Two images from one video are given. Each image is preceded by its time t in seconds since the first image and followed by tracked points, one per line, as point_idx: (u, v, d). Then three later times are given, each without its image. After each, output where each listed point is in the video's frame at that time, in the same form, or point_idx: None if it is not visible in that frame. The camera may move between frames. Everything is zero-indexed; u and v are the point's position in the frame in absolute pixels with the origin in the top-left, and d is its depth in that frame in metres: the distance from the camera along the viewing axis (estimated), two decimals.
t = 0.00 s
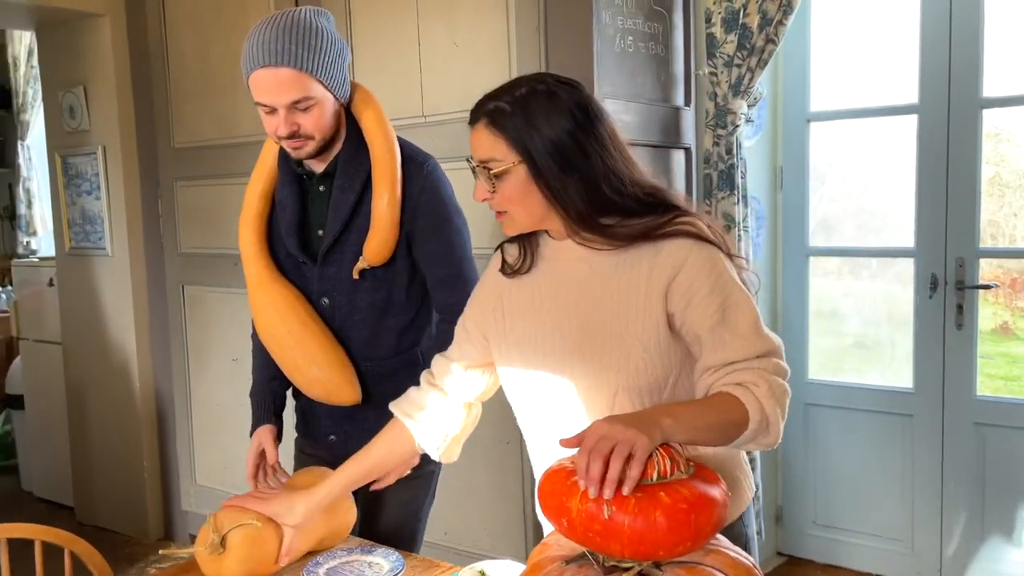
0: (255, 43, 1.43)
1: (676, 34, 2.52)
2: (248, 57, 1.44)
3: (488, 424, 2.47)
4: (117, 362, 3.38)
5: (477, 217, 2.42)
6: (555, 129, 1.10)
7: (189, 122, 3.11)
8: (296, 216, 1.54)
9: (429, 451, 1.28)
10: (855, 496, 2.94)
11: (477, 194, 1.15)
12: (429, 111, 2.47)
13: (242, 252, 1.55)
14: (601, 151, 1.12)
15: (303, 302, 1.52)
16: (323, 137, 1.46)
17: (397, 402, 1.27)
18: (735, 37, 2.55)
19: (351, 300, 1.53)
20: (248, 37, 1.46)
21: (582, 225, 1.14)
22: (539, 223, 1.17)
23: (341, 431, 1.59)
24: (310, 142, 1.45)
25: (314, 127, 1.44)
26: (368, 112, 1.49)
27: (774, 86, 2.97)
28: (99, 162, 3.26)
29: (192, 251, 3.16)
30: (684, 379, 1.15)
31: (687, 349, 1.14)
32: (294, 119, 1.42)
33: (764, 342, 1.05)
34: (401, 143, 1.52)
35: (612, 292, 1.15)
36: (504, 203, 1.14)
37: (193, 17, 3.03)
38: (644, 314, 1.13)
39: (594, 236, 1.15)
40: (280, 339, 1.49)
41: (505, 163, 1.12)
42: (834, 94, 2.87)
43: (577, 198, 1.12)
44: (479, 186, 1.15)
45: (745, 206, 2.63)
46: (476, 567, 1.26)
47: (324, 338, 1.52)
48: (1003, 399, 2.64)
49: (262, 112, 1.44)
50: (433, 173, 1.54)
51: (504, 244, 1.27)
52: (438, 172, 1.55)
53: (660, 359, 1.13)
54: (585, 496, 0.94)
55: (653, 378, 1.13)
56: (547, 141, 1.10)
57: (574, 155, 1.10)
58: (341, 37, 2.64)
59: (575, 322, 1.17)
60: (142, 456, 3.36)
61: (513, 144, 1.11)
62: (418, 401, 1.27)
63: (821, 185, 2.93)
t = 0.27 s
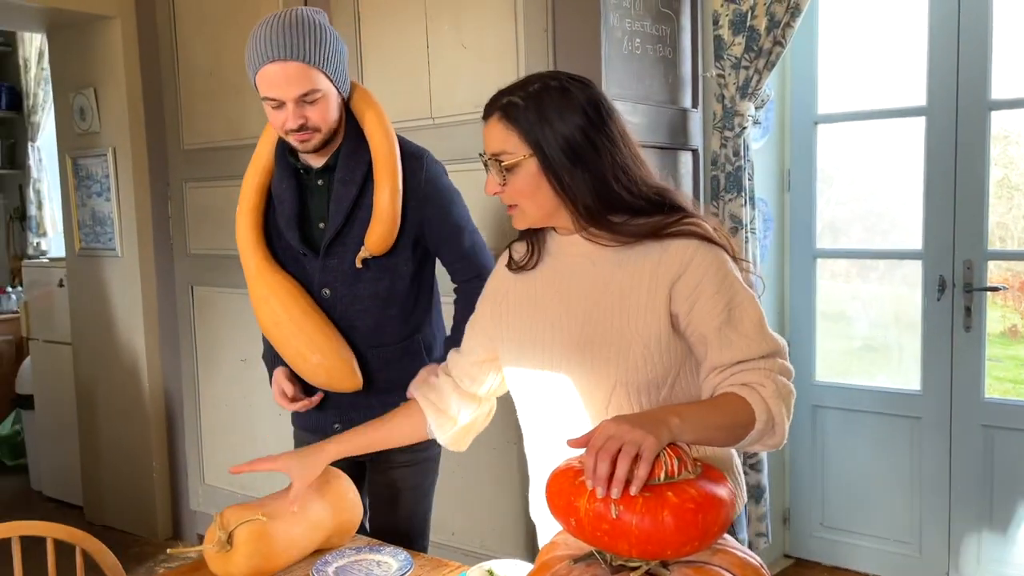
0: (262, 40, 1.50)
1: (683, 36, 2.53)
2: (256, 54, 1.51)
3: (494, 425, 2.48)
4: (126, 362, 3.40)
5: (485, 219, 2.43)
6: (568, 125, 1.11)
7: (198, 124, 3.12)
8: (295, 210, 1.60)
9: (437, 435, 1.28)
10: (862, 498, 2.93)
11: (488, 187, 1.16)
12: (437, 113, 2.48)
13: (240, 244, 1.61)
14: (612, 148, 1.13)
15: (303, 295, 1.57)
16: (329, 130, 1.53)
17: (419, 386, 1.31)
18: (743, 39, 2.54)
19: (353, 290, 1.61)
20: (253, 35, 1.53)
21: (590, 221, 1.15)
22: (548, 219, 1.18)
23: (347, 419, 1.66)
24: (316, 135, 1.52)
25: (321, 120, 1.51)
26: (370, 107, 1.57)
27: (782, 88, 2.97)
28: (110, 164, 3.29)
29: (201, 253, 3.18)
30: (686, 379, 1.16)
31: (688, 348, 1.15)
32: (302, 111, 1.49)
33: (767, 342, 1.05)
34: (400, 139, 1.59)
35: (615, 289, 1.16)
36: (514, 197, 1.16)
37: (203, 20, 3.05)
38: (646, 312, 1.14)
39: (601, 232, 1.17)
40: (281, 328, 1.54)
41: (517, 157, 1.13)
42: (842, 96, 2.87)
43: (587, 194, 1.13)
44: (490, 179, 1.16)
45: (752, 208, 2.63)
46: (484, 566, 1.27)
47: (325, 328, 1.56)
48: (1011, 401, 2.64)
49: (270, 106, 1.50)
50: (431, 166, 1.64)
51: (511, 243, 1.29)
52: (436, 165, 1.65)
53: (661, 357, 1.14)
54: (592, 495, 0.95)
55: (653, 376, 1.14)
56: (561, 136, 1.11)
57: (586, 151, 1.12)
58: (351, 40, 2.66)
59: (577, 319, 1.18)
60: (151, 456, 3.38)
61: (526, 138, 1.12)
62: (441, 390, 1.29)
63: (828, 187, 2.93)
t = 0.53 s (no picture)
0: (267, 54, 1.56)
1: (691, 39, 2.53)
2: (261, 67, 1.57)
3: (501, 427, 2.49)
4: (134, 364, 3.42)
5: (493, 222, 2.43)
6: (569, 128, 1.12)
7: (207, 127, 3.14)
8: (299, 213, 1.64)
9: (446, 442, 1.28)
10: (870, 501, 2.93)
11: (490, 189, 1.17)
12: (445, 116, 2.48)
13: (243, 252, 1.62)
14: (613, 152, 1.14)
15: (313, 300, 1.59)
16: (331, 137, 1.59)
17: (422, 395, 1.30)
18: (751, 42, 2.54)
19: (360, 288, 1.67)
20: (256, 50, 1.59)
21: (591, 225, 1.16)
22: (550, 221, 1.19)
23: (353, 415, 1.73)
24: (320, 142, 1.57)
25: (325, 127, 1.57)
26: (369, 114, 1.64)
27: (789, 90, 2.97)
28: (119, 166, 3.31)
29: (209, 255, 3.19)
30: (686, 382, 1.17)
31: (689, 352, 1.16)
32: (308, 119, 1.55)
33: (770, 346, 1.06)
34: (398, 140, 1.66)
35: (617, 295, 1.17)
36: (515, 200, 1.16)
37: (213, 23, 3.07)
38: (647, 315, 1.14)
39: (602, 235, 1.17)
40: (291, 330, 1.56)
41: (519, 160, 1.14)
42: (850, 99, 2.87)
43: (587, 197, 1.14)
44: (492, 181, 1.17)
45: (760, 211, 2.62)
46: (492, 568, 1.28)
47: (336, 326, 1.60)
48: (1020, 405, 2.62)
49: (275, 115, 1.55)
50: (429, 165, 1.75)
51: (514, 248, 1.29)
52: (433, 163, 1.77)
53: (662, 361, 1.15)
54: (602, 499, 0.95)
55: (653, 380, 1.15)
56: (562, 139, 1.12)
57: (587, 154, 1.12)
58: (359, 43, 2.67)
59: (578, 324, 1.19)
60: (159, 457, 3.40)
61: (527, 142, 1.13)
62: (446, 399, 1.29)
63: (836, 190, 2.93)
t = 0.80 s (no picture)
0: (275, 51, 1.57)
1: (694, 38, 2.52)
2: (269, 64, 1.58)
3: (501, 426, 2.49)
4: (138, 362, 3.43)
5: (495, 220, 2.43)
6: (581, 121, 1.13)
7: (210, 126, 3.14)
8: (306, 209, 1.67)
9: (450, 444, 1.28)
10: (872, 501, 2.92)
11: (496, 176, 1.16)
12: (448, 115, 2.49)
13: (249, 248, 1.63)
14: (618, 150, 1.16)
15: (314, 287, 1.60)
16: (337, 135, 1.61)
17: (425, 397, 1.30)
18: (754, 40, 2.54)
19: (367, 281, 1.70)
20: (262, 48, 1.60)
21: (593, 221, 1.17)
22: (548, 217, 1.19)
23: (361, 408, 1.77)
24: (326, 139, 1.59)
25: (331, 124, 1.60)
26: (372, 113, 1.67)
27: (792, 90, 2.97)
28: (123, 165, 3.32)
29: (213, 254, 3.20)
30: (684, 381, 1.16)
31: (686, 351, 1.16)
32: (315, 116, 1.57)
33: (766, 343, 1.06)
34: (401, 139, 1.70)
35: (612, 293, 1.17)
36: (520, 187, 1.15)
37: (216, 22, 3.07)
38: (644, 313, 1.14)
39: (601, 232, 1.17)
40: (300, 322, 1.57)
41: (528, 145, 1.13)
42: (853, 98, 2.86)
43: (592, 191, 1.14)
44: (498, 168, 1.16)
45: (762, 210, 2.62)
46: (491, 566, 1.28)
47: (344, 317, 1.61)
48: None
49: (282, 111, 1.57)
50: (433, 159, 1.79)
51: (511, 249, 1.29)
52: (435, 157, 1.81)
53: (659, 360, 1.15)
54: (601, 496, 0.95)
55: (651, 379, 1.15)
56: (574, 130, 1.12)
57: (596, 148, 1.13)
58: (362, 43, 2.67)
59: (576, 322, 1.19)
60: (162, 455, 3.41)
61: (539, 128, 1.13)
62: (449, 400, 1.29)
63: (839, 189, 2.93)
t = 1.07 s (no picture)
0: (287, 51, 1.58)
1: (695, 37, 2.52)
2: (282, 62, 1.59)
3: (501, 426, 2.49)
4: (139, 361, 3.43)
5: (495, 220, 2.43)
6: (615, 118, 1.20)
7: (211, 125, 3.14)
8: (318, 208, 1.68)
9: (447, 445, 1.28)
10: (872, 502, 2.92)
11: (532, 148, 1.14)
12: (448, 115, 2.49)
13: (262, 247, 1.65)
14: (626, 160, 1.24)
15: (327, 286, 1.61)
16: (349, 134, 1.62)
17: (422, 401, 1.31)
18: (754, 40, 2.53)
19: (379, 278, 1.71)
20: (274, 46, 1.61)
21: (608, 213, 1.18)
22: (556, 206, 1.19)
23: (374, 405, 1.78)
24: (338, 138, 1.60)
25: (343, 123, 1.60)
26: (386, 116, 1.67)
27: (793, 90, 2.96)
28: (124, 165, 3.32)
29: (214, 253, 3.20)
30: (678, 382, 1.16)
31: (681, 352, 1.16)
32: (327, 115, 1.58)
33: (760, 343, 1.06)
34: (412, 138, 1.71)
35: (607, 294, 1.16)
36: (561, 160, 1.15)
37: (217, 22, 3.07)
38: (638, 316, 1.14)
39: (609, 227, 1.18)
40: (314, 320, 1.58)
41: (579, 120, 1.15)
42: (854, 98, 2.86)
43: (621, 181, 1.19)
44: (534, 141, 1.15)
45: (763, 210, 2.61)
46: (489, 567, 1.27)
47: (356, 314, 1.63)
48: None
49: (294, 111, 1.58)
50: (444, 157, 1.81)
51: (502, 251, 1.30)
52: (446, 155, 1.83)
53: (654, 362, 1.14)
54: (597, 497, 0.94)
55: (646, 381, 1.14)
56: (615, 122, 1.18)
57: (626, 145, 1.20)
58: (362, 43, 2.67)
59: (570, 324, 1.18)
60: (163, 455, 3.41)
61: (590, 108, 1.16)
62: (446, 403, 1.30)
63: (840, 189, 2.92)
